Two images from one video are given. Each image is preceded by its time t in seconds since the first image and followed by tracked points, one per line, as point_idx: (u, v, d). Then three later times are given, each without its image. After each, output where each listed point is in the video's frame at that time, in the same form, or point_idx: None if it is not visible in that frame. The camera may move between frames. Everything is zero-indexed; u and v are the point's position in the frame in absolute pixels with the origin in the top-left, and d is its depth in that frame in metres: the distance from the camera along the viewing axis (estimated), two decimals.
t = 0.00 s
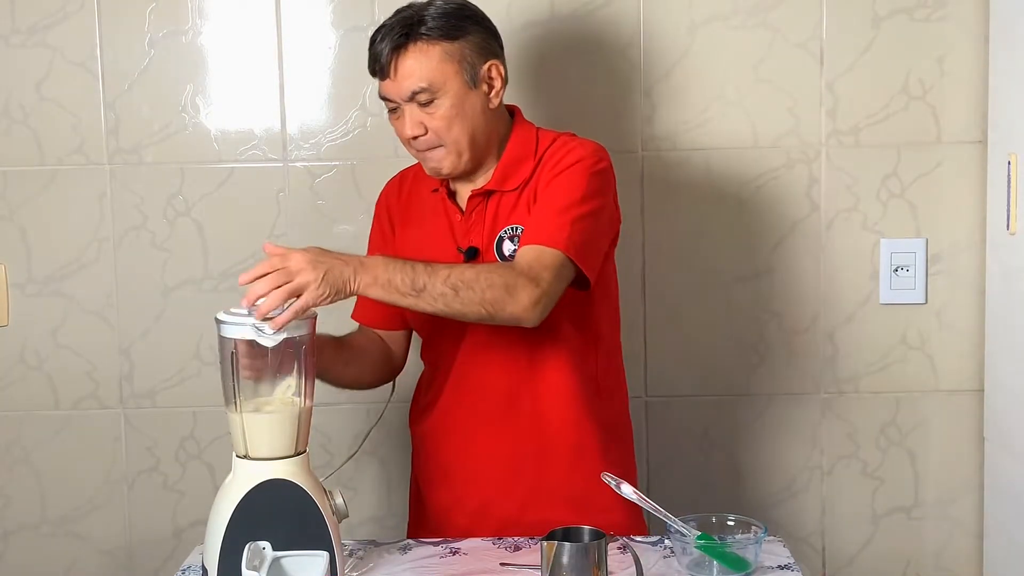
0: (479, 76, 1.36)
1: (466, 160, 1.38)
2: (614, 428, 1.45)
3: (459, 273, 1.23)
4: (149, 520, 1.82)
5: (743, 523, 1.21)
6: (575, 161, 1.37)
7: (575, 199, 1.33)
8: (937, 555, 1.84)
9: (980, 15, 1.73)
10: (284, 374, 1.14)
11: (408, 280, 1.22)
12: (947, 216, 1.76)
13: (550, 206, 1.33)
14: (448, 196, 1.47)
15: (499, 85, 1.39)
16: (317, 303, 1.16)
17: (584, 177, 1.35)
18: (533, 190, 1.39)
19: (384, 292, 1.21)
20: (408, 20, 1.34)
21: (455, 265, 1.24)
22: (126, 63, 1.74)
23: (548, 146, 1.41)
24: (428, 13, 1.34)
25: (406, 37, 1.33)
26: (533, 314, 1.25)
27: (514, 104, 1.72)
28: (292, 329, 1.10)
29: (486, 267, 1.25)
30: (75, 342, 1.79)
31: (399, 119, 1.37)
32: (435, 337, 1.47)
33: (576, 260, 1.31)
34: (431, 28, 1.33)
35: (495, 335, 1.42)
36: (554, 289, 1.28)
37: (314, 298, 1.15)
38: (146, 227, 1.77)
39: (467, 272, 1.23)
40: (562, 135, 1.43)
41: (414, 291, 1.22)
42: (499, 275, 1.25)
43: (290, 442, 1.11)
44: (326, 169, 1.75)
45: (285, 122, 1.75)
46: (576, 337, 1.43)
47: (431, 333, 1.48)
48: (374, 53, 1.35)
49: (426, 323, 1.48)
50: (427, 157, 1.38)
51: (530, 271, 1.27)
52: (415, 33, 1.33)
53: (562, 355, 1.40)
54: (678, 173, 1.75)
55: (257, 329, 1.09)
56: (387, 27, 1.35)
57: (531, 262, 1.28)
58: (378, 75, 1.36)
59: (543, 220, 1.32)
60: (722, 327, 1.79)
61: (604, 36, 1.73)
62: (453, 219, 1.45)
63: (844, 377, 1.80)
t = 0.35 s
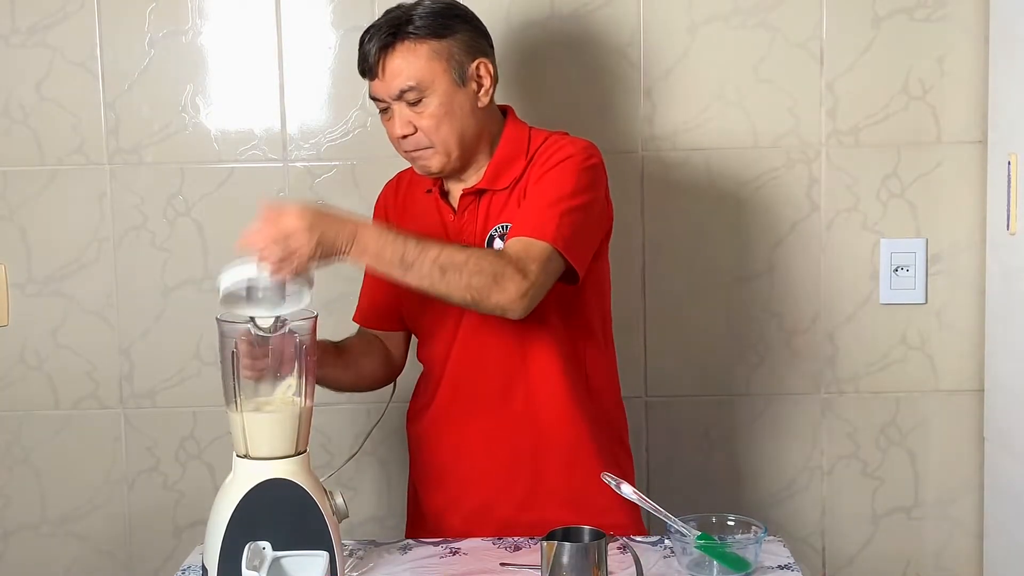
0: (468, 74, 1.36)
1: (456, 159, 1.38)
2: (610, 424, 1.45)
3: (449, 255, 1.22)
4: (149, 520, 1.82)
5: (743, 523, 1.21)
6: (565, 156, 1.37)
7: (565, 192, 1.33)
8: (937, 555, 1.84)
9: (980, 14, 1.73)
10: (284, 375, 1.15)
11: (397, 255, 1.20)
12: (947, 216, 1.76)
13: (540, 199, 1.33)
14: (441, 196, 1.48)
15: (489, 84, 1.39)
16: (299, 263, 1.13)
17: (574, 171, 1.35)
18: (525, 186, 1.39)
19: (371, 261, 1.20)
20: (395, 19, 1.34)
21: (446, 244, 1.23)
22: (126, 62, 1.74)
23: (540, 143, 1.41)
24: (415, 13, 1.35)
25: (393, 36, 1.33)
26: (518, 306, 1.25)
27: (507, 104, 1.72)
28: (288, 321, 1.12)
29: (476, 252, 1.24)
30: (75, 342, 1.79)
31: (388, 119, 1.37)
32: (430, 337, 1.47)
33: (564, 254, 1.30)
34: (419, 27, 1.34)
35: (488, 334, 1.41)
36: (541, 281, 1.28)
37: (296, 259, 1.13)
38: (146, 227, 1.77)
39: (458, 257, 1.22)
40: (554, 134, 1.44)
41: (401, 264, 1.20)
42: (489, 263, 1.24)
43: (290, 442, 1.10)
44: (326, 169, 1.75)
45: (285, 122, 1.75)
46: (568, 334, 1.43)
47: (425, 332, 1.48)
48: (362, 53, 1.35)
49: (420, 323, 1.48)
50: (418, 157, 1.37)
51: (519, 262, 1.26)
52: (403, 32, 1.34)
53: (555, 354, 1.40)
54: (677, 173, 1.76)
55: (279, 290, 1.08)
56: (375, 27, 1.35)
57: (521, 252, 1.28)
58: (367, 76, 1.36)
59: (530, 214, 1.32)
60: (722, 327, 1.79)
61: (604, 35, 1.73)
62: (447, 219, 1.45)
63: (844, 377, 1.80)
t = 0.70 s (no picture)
0: (469, 74, 1.37)
1: (455, 160, 1.38)
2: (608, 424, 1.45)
3: (446, 252, 1.26)
4: (149, 520, 1.82)
5: (744, 523, 1.21)
6: (564, 161, 1.37)
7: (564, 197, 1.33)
8: (937, 555, 1.84)
9: (980, 15, 1.73)
10: (284, 375, 1.14)
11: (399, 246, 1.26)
12: (947, 216, 1.76)
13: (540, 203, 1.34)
14: (438, 197, 1.47)
15: (489, 86, 1.39)
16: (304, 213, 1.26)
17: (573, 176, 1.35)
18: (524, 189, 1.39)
19: (376, 247, 1.26)
20: (397, 17, 1.34)
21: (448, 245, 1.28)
22: (126, 62, 1.74)
23: (538, 146, 1.41)
24: (418, 12, 1.35)
25: (396, 34, 1.33)
26: (507, 315, 1.25)
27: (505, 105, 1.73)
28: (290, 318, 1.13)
29: (473, 254, 1.27)
30: (74, 342, 1.79)
31: (388, 117, 1.37)
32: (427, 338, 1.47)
33: (561, 261, 1.30)
34: (421, 26, 1.33)
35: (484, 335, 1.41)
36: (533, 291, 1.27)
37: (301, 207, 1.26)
38: (146, 227, 1.77)
39: (453, 254, 1.26)
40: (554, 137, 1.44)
41: (399, 254, 1.26)
42: (481, 266, 1.26)
43: (290, 442, 1.11)
44: (326, 169, 1.75)
45: (285, 122, 1.75)
46: (566, 336, 1.42)
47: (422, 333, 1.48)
48: (363, 50, 1.35)
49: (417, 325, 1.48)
50: (416, 156, 1.38)
51: (512, 269, 1.27)
52: (406, 31, 1.33)
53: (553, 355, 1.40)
54: (678, 172, 1.75)
55: (278, 250, 1.24)
56: (377, 25, 1.35)
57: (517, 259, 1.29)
58: (367, 73, 1.36)
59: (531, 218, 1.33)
60: (723, 326, 1.79)
61: (604, 35, 1.73)
62: (443, 220, 1.45)
63: (844, 377, 1.80)
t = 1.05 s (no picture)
0: (447, 82, 1.36)
1: (432, 168, 1.38)
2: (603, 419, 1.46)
3: (475, 312, 1.28)
4: (149, 520, 1.82)
5: (744, 523, 1.21)
6: (548, 170, 1.37)
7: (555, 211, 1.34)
8: (937, 555, 1.84)
9: (980, 15, 1.73)
10: (284, 374, 1.14)
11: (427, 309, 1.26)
12: (947, 216, 1.76)
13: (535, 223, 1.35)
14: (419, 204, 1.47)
15: (467, 92, 1.39)
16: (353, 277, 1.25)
17: (559, 185, 1.35)
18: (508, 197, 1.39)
19: (402, 307, 1.26)
20: (376, 23, 1.33)
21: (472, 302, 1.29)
22: (126, 62, 1.74)
23: (518, 152, 1.41)
24: (396, 18, 1.33)
25: (374, 41, 1.32)
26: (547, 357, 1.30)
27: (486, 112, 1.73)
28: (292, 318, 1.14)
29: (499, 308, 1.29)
30: (74, 342, 1.79)
31: (365, 124, 1.36)
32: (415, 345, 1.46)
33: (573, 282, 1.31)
34: (399, 33, 1.32)
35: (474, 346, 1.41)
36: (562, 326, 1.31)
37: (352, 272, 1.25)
38: (146, 227, 1.77)
39: (482, 312, 1.28)
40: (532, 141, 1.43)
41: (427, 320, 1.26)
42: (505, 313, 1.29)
43: (291, 442, 1.10)
44: (326, 169, 1.75)
45: (284, 122, 1.75)
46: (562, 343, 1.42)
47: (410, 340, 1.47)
48: (341, 56, 1.34)
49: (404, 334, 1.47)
50: (392, 163, 1.37)
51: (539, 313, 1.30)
52: (384, 38, 1.32)
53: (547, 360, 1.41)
54: (677, 172, 1.75)
55: (277, 248, 1.25)
56: (355, 30, 1.33)
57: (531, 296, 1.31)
58: (344, 78, 1.35)
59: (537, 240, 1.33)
60: (723, 326, 1.79)
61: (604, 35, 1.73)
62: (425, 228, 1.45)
63: (844, 377, 1.80)
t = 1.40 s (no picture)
0: (441, 103, 1.33)
1: (425, 189, 1.36)
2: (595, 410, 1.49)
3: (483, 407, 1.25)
4: (149, 520, 1.82)
5: (743, 523, 1.21)
6: (540, 189, 1.35)
7: (552, 234, 1.33)
8: (937, 555, 1.84)
9: (980, 14, 1.73)
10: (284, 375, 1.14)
11: (431, 424, 1.21)
12: (947, 216, 1.76)
13: (532, 249, 1.34)
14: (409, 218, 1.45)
15: (461, 111, 1.37)
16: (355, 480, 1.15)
17: (554, 207, 1.33)
18: (500, 214, 1.38)
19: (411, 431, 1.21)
20: (367, 45, 1.29)
21: (471, 398, 1.25)
22: (126, 62, 1.74)
23: (509, 166, 1.38)
24: (389, 39, 1.29)
25: (368, 65, 1.28)
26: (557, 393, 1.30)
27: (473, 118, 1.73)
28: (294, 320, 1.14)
29: (497, 388, 1.26)
30: (74, 342, 1.79)
31: (357, 146, 1.33)
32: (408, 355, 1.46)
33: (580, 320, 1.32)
34: (392, 56, 1.29)
35: (471, 360, 1.42)
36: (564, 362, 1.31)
37: (349, 474, 1.15)
38: (146, 227, 1.77)
39: (488, 400, 1.25)
40: (524, 153, 1.40)
41: (452, 438, 1.23)
42: (505, 384, 1.27)
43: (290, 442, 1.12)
44: (326, 169, 1.75)
45: (285, 122, 1.75)
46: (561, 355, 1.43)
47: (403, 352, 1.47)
48: (332, 78, 1.30)
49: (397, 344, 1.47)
50: (385, 185, 1.35)
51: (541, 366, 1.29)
52: (378, 62, 1.29)
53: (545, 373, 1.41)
54: (677, 173, 1.76)
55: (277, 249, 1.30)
56: (346, 53, 1.30)
57: (530, 351, 1.30)
58: (334, 101, 1.31)
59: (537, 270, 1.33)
60: (722, 326, 1.79)
61: (604, 35, 1.73)
62: (416, 242, 1.43)
63: (844, 377, 1.80)
